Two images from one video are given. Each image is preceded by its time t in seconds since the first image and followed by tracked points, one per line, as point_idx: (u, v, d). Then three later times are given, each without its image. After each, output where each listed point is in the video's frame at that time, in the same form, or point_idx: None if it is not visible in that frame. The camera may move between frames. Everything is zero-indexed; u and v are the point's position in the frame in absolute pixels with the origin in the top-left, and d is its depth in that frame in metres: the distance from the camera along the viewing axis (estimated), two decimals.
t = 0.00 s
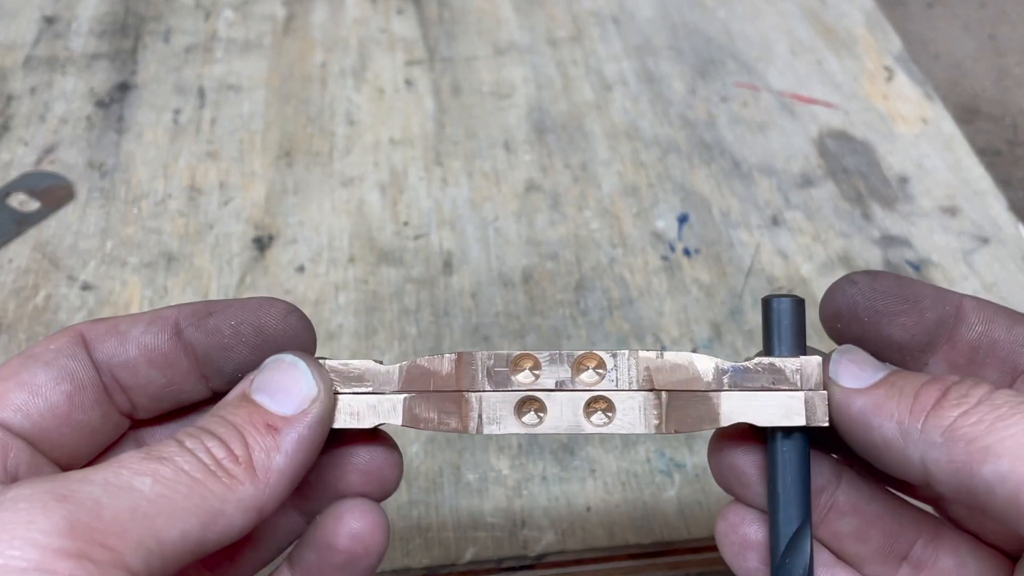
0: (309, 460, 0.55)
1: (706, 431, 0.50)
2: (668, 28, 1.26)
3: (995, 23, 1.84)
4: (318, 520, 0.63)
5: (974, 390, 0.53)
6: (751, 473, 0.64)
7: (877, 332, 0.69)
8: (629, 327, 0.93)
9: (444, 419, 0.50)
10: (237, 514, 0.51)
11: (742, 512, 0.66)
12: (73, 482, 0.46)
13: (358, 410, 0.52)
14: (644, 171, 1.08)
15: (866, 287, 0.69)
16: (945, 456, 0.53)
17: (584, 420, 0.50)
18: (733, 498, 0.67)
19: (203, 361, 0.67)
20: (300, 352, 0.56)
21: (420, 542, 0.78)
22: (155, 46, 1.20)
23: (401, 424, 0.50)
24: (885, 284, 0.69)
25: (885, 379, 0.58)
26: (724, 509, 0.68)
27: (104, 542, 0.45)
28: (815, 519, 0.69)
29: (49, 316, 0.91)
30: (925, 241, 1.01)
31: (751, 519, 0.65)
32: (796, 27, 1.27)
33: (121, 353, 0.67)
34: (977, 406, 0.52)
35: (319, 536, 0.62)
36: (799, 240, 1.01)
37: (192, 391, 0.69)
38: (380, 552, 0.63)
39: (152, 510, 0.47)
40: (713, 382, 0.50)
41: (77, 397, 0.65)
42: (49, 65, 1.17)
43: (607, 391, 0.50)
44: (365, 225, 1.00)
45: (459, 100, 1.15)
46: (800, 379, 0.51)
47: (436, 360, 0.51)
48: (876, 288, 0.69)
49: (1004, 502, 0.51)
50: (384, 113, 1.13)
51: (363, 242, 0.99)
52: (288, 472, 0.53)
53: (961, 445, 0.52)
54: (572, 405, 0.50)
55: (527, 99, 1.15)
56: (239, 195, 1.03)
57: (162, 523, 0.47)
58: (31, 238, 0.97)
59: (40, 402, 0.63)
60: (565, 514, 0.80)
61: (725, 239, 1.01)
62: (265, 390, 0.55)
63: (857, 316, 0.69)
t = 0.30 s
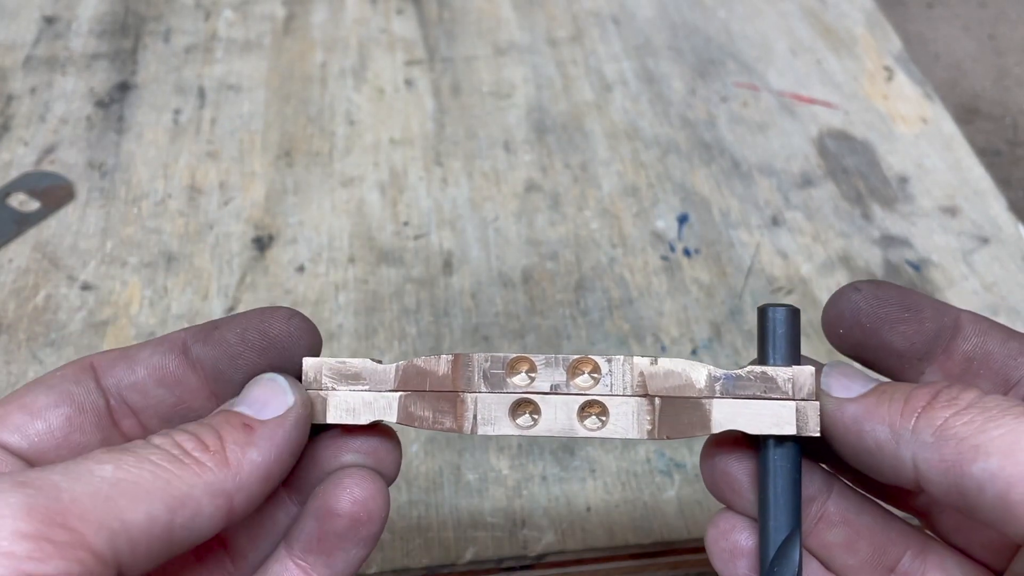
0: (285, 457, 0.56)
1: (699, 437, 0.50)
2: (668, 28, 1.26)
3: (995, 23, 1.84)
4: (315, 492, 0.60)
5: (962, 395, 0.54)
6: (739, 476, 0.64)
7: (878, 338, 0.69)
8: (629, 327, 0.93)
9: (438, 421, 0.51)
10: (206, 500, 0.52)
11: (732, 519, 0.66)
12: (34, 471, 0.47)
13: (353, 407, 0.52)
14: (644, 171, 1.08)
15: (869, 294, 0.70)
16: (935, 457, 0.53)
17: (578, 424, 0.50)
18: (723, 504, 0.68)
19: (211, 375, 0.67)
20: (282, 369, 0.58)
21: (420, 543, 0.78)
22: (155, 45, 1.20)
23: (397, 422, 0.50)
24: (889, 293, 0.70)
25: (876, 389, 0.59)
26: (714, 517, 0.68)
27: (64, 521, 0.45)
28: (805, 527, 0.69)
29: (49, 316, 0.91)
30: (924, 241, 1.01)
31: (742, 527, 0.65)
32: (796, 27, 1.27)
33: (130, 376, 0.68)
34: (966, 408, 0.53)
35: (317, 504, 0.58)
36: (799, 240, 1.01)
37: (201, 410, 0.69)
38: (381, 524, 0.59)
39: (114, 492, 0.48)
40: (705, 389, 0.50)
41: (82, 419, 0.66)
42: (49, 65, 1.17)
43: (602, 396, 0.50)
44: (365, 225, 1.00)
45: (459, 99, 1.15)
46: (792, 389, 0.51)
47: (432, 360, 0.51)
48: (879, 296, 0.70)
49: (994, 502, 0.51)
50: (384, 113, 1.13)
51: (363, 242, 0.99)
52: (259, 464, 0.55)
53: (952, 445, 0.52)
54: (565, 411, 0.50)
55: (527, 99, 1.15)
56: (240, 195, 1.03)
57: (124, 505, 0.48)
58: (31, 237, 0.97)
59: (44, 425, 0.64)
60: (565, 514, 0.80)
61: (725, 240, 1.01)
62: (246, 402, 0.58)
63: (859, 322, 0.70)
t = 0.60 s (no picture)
0: (266, 508, 0.58)
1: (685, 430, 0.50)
2: (668, 28, 1.26)
3: (995, 23, 1.84)
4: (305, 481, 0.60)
5: (943, 403, 0.54)
6: (726, 471, 0.64)
7: (863, 342, 0.69)
8: (629, 327, 0.93)
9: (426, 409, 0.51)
10: (194, 538, 0.53)
11: (717, 512, 0.66)
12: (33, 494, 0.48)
13: (344, 392, 0.53)
14: (643, 171, 1.08)
15: (855, 297, 0.69)
16: (914, 460, 0.54)
17: (566, 415, 0.50)
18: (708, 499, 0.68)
19: (209, 371, 0.67)
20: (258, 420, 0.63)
21: (420, 542, 0.77)
22: (155, 45, 1.20)
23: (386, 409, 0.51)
24: (873, 297, 0.69)
25: (862, 390, 0.59)
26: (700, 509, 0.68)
27: (59, 542, 0.46)
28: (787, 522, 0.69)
29: (49, 317, 0.91)
30: (924, 241, 1.01)
31: (725, 520, 0.65)
32: (795, 27, 1.27)
33: (125, 381, 0.67)
34: (946, 414, 0.53)
35: (310, 490, 0.58)
36: (799, 240, 1.01)
37: (201, 407, 0.69)
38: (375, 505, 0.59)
39: (109, 520, 0.49)
40: (691, 381, 0.51)
41: (74, 428, 0.65)
42: (49, 65, 1.17)
43: (590, 387, 0.50)
44: (365, 224, 1.00)
45: (459, 99, 1.15)
46: (779, 383, 0.51)
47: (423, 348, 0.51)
48: (864, 299, 0.69)
49: (972, 506, 0.51)
50: (384, 113, 1.13)
51: (363, 242, 0.99)
52: (244, 509, 0.56)
53: (932, 449, 0.52)
54: (554, 401, 0.50)
55: (527, 99, 1.15)
56: (240, 195, 1.03)
57: (118, 533, 0.49)
58: (31, 238, 0.97)
59: (34, 437, 0.63)
60: (565, 514, 0.80)
61: (725, 240, 1.01)
62: (226, 449, 0.60)
63: (844, 325, 0.69)
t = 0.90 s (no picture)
0: (287, 503, 0.57)
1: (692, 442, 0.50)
2: (668, 28, 1.26)
3: (995, 23, 1.84)
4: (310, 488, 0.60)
5: (950, 423, 0.55)
6: (730, 482, 0.64)
7: (866, 356, 0.69)
8: (629, 327, 0.93)
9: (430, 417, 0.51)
10: (210, 541, 0.52)
11: (721, 527, 0.66)
12: (42, 510, 0.47)
13: (348, 399, 0.52)
14: (643, 171, 1.08)
15: (858, 313, 0.70)
16: (921, 478, 0.54)
17: (571, 425, 0.50)
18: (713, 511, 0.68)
19: (211, 383, 0.67)
20: (288, 403, 0.62)
21: (420, 543, 0.77)
22: (155, 45, 1.20)
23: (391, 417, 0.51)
24: (878, 313, 0.70)
25: (870, 405, 0.59)
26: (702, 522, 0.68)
27: (71, 564, 0.45)
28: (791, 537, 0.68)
29: (49, 317, 0.91)
30: (924, 241, 1.01)
31: (730, 533, 0.65)
32: (795, 27, 1.27)
33: (124, 395, 0.67)
34: (954, 435, 0.53)
35: (314, 497, 0.59)
36: (799, 240, 1.01)
37: (202, 420, 0.69)
38: (379, 512, 0.60)
39: (123, 534, 0.47)
40: (700, 393, 0.50)
41: (76, 441, 0.66)
42: (49, 65, 1.17)
43: (595, 397, 0.50)
44: (365, 224, 1.01)
45: (459, 99, 1.15)
46: (786, 397, 0.51)
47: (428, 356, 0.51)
48: (868, 315, 0.70)
49: (978, 527, 0.51)
50: (384, 113, 1.13)
51: (363, 242, 0.99)
52: (264, 508, 0.55)
53: (939, 468, 0.52)
54: (559, 412, 0.50)
55: (527, 99, 1.15)
56: (240, 195, 1.03)
57: (133, 547, 0.47)
58: (31, 238, 0.97)
59: (37, 449, 0.64)
60: (565, 514, 0.80)
61: (724, 240, 1.01)
62: (252, 434, 0.59)
63: (848, 340, 0.70)
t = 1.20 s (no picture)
0: (306, 492, 0.57)
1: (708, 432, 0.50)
2: (668, 28, 1.26)
3: (995, 23, 1.84)
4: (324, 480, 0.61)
5: (970, 410, 0.55)
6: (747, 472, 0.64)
7: (884, 345, 0.68)
8: (629, 327, 0.93)
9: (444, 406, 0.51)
10: (227, 534, 0.52)
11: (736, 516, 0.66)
12: (61, 497, 0.47)
13: (363, 393, 0.53)
14: (644, 171, 1.08)
15: (875, 300, 0.68)
16: (942, 467, 0.54)
17: (587, 416, 0.50)
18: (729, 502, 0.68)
19: (221, 374, 0.67)
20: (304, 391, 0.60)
21: (421, 542, 0.78)
22: (155, 45, 1.20)
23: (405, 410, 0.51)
24: (894, 300, 0.68)
25: (887, 394, 0.59)
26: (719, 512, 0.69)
27: (89, 553, 0.45)
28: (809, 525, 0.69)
29: (49, 317, 0.91)
30: (924, 241, 1.01)
31: (748, 523, 0.66)
32: (795, 27, 1.27)
33: (137, 382, 0.67)
34: (975, 422, 0.53)
35: (327, 491, 0.60)
36: (799, 240, 1.01)
37: (212, 411, 0.69)
38: (394, 506, 0.60)
39: (140, 524, 0.47)
40: (717, 385, 0.50)
41: (87, 427, 0.66)
42: (49, 65, 1.17)
43: (611, 388, 0.50)
44: (365, 224, 1.01)
45: (459, 99, 1.15)
46: (804, 385, 0.51)
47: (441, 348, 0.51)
48: (885, 303, 0.68)
49: (1000, 516, 0.51)
50: (384, 113, 1.13)
51: (363, 242, 0.99)
52: (282, 499, 0.55)
53: (961, 457, 0.52)
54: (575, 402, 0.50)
55: (527, 99, 1.15)
56: (240, 195, 1.03)
57: (150, 537, 0.47)
58: (31, 238, 0.97)
59: (48, 434, 0.64)
60: (565, 514, 0.80)
61: (725, 239, 1.01)
62: (269, 423, 0.58)
63: (865, 328, 0.68)
